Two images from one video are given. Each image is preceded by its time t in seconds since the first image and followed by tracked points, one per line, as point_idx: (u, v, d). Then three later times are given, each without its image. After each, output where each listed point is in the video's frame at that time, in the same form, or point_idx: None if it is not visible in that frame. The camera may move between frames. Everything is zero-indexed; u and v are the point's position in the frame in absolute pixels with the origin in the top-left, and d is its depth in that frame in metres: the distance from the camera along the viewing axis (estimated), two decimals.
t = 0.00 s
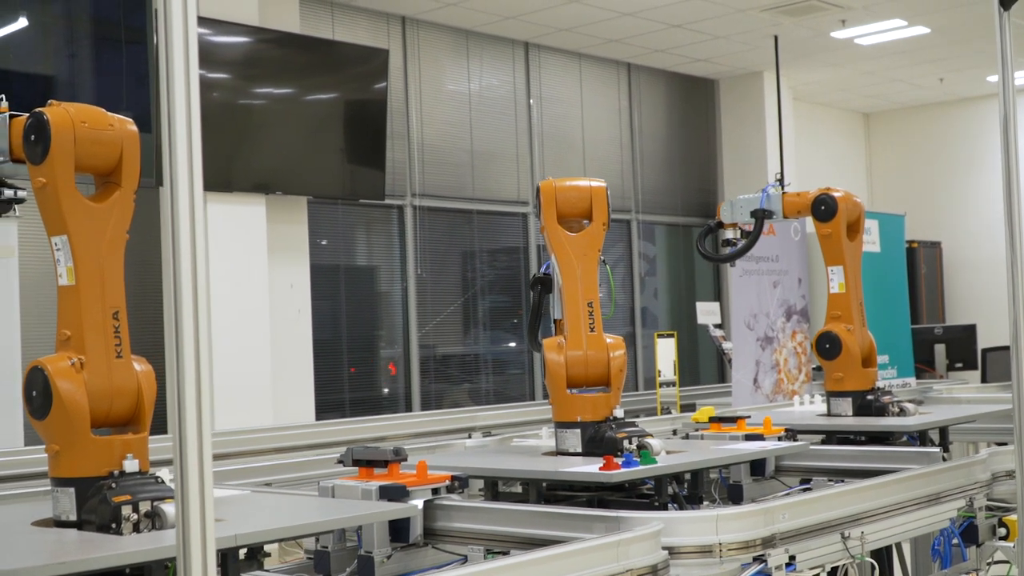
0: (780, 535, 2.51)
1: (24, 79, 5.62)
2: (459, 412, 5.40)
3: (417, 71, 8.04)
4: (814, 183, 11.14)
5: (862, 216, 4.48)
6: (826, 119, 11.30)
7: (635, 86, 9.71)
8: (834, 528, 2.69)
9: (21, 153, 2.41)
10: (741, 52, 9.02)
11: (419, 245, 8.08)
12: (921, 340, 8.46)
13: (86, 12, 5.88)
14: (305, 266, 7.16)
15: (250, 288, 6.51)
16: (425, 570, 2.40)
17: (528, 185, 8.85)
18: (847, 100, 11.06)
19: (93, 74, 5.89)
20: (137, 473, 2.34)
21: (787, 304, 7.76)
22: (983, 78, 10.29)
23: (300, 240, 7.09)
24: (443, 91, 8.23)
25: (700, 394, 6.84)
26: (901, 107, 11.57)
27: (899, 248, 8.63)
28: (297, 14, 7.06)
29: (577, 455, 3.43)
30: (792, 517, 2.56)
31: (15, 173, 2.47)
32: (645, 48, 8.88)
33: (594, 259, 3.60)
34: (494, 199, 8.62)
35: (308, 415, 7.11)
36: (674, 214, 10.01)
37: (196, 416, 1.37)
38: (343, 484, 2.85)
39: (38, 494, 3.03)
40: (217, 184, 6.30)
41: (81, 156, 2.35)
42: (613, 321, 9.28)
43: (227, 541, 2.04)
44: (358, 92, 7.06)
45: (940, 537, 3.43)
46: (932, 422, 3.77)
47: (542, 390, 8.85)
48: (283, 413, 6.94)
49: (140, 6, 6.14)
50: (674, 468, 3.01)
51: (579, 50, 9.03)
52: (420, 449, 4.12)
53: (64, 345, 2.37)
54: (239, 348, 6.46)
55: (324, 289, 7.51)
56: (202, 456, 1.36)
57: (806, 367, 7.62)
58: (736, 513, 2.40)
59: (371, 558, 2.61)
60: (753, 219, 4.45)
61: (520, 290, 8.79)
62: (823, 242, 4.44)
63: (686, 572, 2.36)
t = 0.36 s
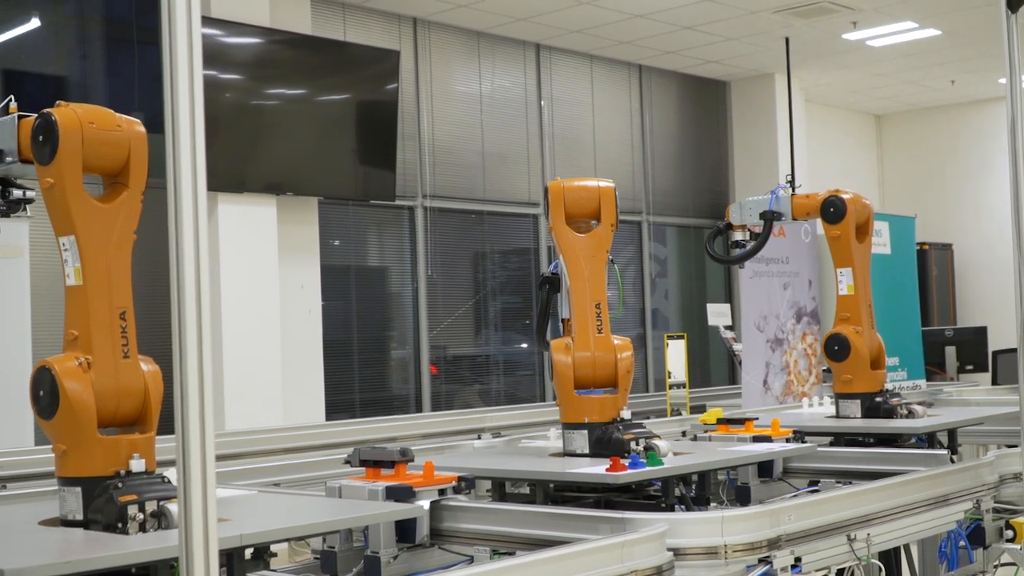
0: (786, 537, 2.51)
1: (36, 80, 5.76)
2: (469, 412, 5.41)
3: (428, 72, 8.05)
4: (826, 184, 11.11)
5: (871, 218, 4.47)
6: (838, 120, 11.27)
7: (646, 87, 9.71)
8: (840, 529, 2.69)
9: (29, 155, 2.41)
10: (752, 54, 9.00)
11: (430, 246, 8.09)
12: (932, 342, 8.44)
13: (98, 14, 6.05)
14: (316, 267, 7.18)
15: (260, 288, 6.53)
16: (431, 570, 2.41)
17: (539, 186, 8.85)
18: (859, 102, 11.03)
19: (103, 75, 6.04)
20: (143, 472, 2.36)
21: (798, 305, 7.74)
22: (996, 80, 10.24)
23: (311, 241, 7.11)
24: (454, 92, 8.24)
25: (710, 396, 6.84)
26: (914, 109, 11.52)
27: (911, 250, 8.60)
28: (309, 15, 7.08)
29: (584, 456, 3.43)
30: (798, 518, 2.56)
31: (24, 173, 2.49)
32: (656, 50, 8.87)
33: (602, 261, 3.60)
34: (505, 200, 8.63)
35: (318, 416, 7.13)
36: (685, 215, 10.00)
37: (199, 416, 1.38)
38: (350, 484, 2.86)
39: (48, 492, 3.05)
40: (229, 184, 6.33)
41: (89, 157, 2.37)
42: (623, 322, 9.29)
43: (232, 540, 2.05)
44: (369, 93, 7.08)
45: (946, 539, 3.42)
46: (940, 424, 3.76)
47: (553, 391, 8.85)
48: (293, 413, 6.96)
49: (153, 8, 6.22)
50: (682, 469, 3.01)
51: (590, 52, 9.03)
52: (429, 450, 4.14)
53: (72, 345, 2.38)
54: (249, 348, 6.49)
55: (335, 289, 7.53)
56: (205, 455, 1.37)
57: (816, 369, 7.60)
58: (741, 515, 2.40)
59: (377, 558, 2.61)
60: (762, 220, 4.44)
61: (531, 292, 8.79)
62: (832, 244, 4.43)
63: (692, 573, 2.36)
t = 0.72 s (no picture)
0: (793, 540, 2.50)
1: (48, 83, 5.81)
2: (478, 415, 5.42)
3: (438, 75, 8.06)
4: (837, 187, 11.08)
5: (880, 221, 4.46)
6: (848, 123, 11.25)
7: (656, 90, 9.70)
8: (847, 532, 2.68)
9: (39, 158, 2.42)
10: (763, 56, 8.99)
11: (440, 249, 8.10)
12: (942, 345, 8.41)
13: (109, 17, 6.09)
14: (326, 269, 7.20)
15: (269, 290, 6.55)
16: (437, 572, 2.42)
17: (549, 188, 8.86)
18: (870, 104, 11.01)
19: (115, 78, 6.06)
20: (151, 474, 2.37)
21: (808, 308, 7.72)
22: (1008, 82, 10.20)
23: (321, 243, 7.13)
24: (464, 95, 8.25)
25: (719, 399, 6.83)
26: (925, 111, 11.48)
27: (921, 252, 8.57)
28: (319, 18, 7.10)
29: (591, 458, 3.43)
30: (806, 522, 2.55)
31: (33, 176, 2.50)
32: (665, 52, 8.87)
33: (608, 261, 3.60)
34: (514, 202, 8.63)
35: (328, 418, 7.14)
36: (695, 218, 9.98)
37: (205, 419, 1.39)
38: (357, 486, 2.87)
39: (59, 493, 3.07)
40: (239, 187, 6.36)
41: (98, 160, 2.38)
42: (632, 325, 9.28)
43: (240, 542, 2.05)
44: (379, 96, 7.09)
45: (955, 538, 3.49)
46: (949, 427, 3.74)
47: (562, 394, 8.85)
48: (302, 415, 6.97)
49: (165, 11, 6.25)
50: (690, 472, 3.01)
51: (600, 55, 9.03)
52: (437, 452, 4.14)
53: (81, 347, 2.40)
54: (258, 349, 6.50)
55: (344, 291, 7.54)
56: (211, 457, 1.39)
57: (826, 372, 7.58)
58: (747, 518, 2.40)
59: (385, 560, 2.62)
60: (770, 223, 4.43)
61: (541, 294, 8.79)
62: (841, 247, 4.42)
63: None
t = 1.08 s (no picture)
0: (801, 543, 2.50)
1: (59, 89, 5.84)
2: (487, 419, 5.42)
3: (447, 80, 8.07)
4: (847, 189, 11.05)
5: (889, 224, 4.45)
6: (858, 125, 11.22)
7: (665, 93, 9.70)
8: (855, 535, 2.67)
9: (47, 163, 2.43)
10: (772, 59, 8.98)
11: (449, 254, 8.11)
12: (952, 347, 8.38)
13: (118, 24, 6.12)
14: (336, 274, 7.22)
15: (279, 294, 6.57)
16: None
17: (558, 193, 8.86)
18: (880, 107, 10.98)
19: (125, 84, 6.09)
20: (159, 479, 2.38)
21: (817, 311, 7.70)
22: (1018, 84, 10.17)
23: (331, 248, 7.15)
24: (473, 98, 8.26)
25: (730, 402, 6.81)
26: (934, 113, 11.45)
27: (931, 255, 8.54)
28: (328, 24, 7.12)
29: (600, 462, 3.43)
30: (814, 524, 2.55)
31: (43, 181, 2.52)
32: (674, 56, 8.87)
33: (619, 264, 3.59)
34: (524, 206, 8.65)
35: (338, 422, 7.16)
36: (704, 221, 9.97)
37: (210, 423, 1.40)
38: (366, 491, 2.87)
39: (70, 498, 3.08)
40: (249, 193, 6.38)
41: (106, 165, 2.39)
42: (642, 328, 9.27)
43: (247, 546, 2.05)
44: (388, 100, 7.10)
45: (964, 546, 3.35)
46: (959, 430, 3.73)
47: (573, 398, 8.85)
48: (312, 419, 6.99)
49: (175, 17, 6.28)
50: (699, 475, 3.01)
51: (609, 58, 9.04)
52: (446, 456, 4.14)
53: (89, 352, 2.41)
54: (269, 354, 6.53)
55: (354, 296, 7.55)
56: (217, 461, 1.39)
57: (836, 375, 7.56)
58: (755, 521, 2.40)
59: (393, 564, 2.63)
60: (779, 226, 4.42)
61: (551, 298, 8.80)
62: (849, 249, 4.40)
63: None
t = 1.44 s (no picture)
0: (804, 550, 2.49)
1: (67, 92, 5.86)
2: (492, 423, 5.42)
3: (454, 84, 8.08)
4: (854, 196, 11.03)
5: (895, 230, 4.44)
6: (866, 131, 11.20)
7: (672, 99, 9.70)
8: (858, 542, 2.66)
9: (52, 167, 2.44)
10: (779, 65, 8.97)
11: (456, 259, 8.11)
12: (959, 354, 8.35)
13: (126, 27, 6.15)
14: (342, 279, 7.23)
15: (285, 298, 6.59)
16: None
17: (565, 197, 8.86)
18: (888, 113, 10.96)
19: (132, 87, 6.12)
20: (162, 483, 2.38)
21: (823, 317, 7.69)
22: None
23: (336, 253, 7.16)
24: (480, 103, 8.27)
25: (736, 408, 6.79)
26: (942, 120, 11.42)
27: (937, 261, 8.51)
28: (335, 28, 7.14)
29: (604, 467, 3.42)
30: (816, 531, 2.54)
31: (47, 184, 2.52)
32: (681, 61, 8.86)
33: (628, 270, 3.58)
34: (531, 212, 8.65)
35: (343, 426, 7.16)
36: (711, 227, 9.96)
37: (210, 428, 1.40)
38: (368, 495, 2.87)
39: (74, 501, 3.09)
40: (255, 197, 6.39)
41: (110, 168, 2.40)
42: (648, 334, 9.26)
43: (249, 551, 2.05)
44: (395, 105, 7.11)
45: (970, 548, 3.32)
46: (963, 437, 3.71)
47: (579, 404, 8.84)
48: (318, 423, 7.00)
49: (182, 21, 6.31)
50: (702, 481, 3.01)
51: (616, 64, 9.04)
52: (450, 461, 4.14)
53: (92, 356, 2.41)
54: (274, 358, 6.53)
55: (360, 300, 7.56)
56: (217, 466, 1.39)
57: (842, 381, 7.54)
58: (757, 527, 2.39)
59: (395, 569, 2.62)
60: (785, 232, 4.41)
61: (558, 303, 8.79)
62: (855, 256, 4.39)
63: None
